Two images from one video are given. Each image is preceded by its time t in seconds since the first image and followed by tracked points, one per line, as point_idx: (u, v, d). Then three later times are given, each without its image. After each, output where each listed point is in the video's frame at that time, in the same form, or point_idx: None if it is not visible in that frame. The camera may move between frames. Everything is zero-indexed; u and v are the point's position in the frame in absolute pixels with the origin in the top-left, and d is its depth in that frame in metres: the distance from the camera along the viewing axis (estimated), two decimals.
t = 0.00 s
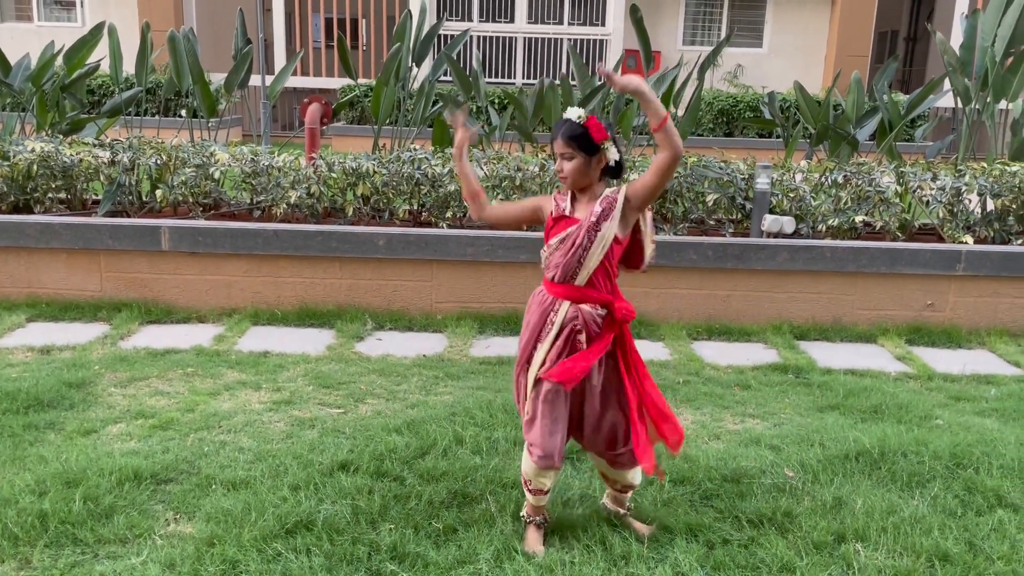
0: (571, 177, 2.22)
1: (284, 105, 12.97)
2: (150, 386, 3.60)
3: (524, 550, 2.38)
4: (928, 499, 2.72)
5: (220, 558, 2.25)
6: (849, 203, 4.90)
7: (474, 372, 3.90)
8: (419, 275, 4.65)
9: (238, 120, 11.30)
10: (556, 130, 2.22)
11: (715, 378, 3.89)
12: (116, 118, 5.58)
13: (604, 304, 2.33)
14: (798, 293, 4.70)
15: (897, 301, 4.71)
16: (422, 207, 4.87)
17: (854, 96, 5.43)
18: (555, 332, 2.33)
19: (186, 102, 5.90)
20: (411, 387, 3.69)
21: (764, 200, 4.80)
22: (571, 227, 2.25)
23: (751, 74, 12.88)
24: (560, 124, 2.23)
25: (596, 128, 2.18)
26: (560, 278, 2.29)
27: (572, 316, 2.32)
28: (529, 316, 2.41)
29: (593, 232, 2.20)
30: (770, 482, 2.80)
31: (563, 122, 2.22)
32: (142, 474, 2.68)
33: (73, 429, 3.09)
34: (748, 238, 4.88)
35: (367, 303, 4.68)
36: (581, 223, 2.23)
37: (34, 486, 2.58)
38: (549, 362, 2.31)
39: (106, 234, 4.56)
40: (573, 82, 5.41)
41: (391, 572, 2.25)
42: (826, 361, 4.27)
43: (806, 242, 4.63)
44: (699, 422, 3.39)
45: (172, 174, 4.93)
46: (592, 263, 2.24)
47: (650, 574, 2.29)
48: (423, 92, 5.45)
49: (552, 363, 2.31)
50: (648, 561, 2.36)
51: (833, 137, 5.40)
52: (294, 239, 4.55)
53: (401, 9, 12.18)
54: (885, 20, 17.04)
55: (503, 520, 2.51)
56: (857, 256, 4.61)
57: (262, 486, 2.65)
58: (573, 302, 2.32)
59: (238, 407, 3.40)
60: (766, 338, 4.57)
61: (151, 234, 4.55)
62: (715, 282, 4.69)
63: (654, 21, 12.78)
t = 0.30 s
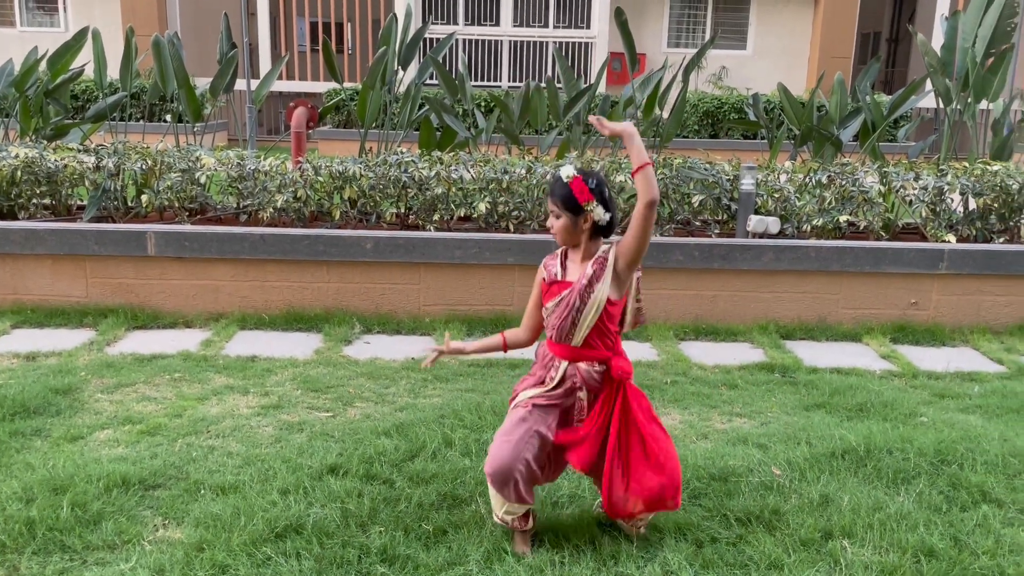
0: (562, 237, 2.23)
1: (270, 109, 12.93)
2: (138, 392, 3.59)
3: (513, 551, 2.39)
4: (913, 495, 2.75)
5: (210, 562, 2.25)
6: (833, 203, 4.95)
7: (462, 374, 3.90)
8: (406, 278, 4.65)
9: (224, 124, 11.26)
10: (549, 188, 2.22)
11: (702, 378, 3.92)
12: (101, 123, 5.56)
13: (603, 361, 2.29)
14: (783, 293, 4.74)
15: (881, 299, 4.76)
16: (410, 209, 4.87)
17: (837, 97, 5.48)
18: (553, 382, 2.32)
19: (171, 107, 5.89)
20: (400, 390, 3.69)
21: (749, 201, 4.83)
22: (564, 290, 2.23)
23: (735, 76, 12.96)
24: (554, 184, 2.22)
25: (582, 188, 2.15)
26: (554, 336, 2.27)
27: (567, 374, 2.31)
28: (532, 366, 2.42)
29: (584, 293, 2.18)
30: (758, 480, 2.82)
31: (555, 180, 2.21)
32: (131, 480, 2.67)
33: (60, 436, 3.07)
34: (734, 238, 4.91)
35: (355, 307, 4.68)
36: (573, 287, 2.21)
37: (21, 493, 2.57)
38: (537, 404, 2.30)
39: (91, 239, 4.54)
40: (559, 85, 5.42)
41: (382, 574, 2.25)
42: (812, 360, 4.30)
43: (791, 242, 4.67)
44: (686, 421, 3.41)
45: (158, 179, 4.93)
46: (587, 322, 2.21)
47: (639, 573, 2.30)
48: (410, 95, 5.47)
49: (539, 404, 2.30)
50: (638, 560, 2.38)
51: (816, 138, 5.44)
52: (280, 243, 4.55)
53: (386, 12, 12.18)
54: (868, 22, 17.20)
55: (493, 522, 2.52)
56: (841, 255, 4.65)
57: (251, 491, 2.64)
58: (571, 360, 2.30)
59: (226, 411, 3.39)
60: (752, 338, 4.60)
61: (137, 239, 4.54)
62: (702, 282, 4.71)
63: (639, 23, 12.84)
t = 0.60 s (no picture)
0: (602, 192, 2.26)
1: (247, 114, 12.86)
2: (119, 397, 3.56)
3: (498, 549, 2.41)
4: (891, 489, 2.81)
5: (196, 565, 2.25)
6: (810, 204, 5.03)
7: (445, 376, 3.92)
8: (388, 281, 4.65)
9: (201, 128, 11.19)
10: (585, 146, 2.22)
11: (683, 377, 3.96)
12: (78, 126, 5.52)
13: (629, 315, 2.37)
14: (762, 292, 4.79)
15: (857, 298, 4.83)
16: (390, 212, 4.85)
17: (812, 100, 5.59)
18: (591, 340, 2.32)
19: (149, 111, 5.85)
20: (383, 392, 3.70)
21: (728, 202, 4.87)
22: (606, 242, 2.24)
23: (712, 79, 13.08)
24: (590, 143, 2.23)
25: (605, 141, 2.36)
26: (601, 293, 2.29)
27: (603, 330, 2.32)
28: (558, 321, 2.34)
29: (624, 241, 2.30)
30: (739, 476, 2.86)
31: (587, 139, 2.23)
32: (114, 484, 2.66)
33: (41, 441, 3.05)
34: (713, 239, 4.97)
35: (337, 310, 4.67)
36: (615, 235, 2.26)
37: (3, 499, 2.55)
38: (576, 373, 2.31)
39: (69, 244, 4.50)
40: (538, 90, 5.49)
41: (369, 574, 2.26)
42: (790, 358, 4.36)
43: (769, 242, 4.73)
44: (668, 419, 3.45)
45: (137, 183, 4.87)
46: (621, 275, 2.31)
47: (624, 569, 2.33)
48: (390, 99, 5.49)
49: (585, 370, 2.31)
50: (622, 556, 2.41)
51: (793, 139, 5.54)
52: (261, 246, 4.53)
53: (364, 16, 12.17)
54: (840, 26, 17.45)
55: (479, 521, 2.54)
56: (818, 255, 4.72)
57: (235, 494, 2.64)
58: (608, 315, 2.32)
59: (209, 415, 3.38)
60: (732, 337, 4.66)
61: (116, 244, 4.51)
62: (681, 282, 4.76)
63: (616, 27, 12.94)
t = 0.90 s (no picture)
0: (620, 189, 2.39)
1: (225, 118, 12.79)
2: (102, 403, 3.54)
3: (487, 548, 2.43)
4: (871, 485, 2.86)
5: (186, 568, 2.25)
6: (788, 205, 5.12)
7: (430, 378, 3.93)
8: (371, 284, 4.66)
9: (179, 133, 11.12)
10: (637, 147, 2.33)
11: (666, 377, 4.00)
12: (57, 132, 5.47)
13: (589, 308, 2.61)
14: (742, 293, 4.86)
15: (836, 298, 4.91)
16: (374, 216, 4.89)
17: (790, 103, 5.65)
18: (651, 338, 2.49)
19: (128, 115, 5.79)
20: (369, 395, 3.71)
21: (708, 204, 4.94)
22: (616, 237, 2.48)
23: (690, 82, 13.20)
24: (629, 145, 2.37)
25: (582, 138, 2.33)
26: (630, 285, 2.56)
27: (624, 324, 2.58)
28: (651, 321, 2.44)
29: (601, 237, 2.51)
30: (723, 474, 2.90)
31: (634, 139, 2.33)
32: (100, 489, 2.65)
33: (24, 448, 3.03)
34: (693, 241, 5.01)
35: (321, 314, 4.67)
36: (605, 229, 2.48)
37: None
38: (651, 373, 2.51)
39: (49, 249, 4.46)
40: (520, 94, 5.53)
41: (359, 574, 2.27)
42: (771, 358, 4.42)
43: (749, 243, 4.79)
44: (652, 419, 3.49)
45: (117, 188, 4.87)
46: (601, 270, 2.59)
47: (612, 567, 2.36)
48: (372, 103, 5.49)
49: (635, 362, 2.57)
50: (609, 554, 2.44)
51: (772, 142, 5.59)
52: (243, 251, 4.52)
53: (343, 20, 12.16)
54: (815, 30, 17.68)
55: (467, 520, 2.56)
56: (797, 256, 4.79)
57: (223, 497, 2.64)
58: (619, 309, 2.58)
59: (193, 420, 3.37)
60: (713, 337, 4.71)
61: (97, 248, 4.48)
62: (663, 284, 4.81)
63: (595, 31, 13.02)
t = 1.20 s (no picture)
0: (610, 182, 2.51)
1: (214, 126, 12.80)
2: (93, 409, 3.56)
3: (476, 547, 2.48)
4: (853, 483, 2.92)
5: (178, 569, 2.28)
6: (772, 210, 5.21)
7: (419, 383, 3.97)
8: (360, 290, 4.70)
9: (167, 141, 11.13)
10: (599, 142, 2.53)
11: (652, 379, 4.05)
12: (46, 140, 5.49)
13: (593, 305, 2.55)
14: (727, 297, 4.92)
15: (819, 301, 4.99)
16: (363, 222, 4.91)
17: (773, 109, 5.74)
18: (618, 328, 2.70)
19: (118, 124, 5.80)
20: (359, 400, 3.74)
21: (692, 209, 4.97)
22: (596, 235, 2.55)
23: (676, 89, 13.31)
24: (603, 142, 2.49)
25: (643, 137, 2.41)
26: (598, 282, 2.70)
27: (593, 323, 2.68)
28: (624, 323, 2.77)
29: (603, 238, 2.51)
30: (707, 473, 2.96)
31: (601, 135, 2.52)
32: (92, 493, 2.67)
33: (16, 453, 3.05)
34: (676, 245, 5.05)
35: (310, 320, 4.70)
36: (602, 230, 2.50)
37: None
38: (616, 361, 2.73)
39: (39, 257, 4.48)
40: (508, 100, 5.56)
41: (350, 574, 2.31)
42: (756, 361, 4.49)
43: (734, 247, 4.86)
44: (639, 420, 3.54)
45: (107, 196, 4.89)
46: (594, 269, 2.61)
47: (599, 564, 2.40)
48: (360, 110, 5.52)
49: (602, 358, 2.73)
50: (596, 552, 2.48)
51: (756, 148, 5.66)
52: (233, 258, 4.55)
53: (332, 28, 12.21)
54: (800, 37, 17.87)
55: (456, 520, 2.60)
56: (781, 260, 4.86)
57: (215, 500, 2.67)
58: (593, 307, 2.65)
59: (184, 425, 3.39)
60: (699, 341, 4.78)
61: (87, 255, 4.50)
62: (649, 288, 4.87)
63: (582, 39, 13.13)
